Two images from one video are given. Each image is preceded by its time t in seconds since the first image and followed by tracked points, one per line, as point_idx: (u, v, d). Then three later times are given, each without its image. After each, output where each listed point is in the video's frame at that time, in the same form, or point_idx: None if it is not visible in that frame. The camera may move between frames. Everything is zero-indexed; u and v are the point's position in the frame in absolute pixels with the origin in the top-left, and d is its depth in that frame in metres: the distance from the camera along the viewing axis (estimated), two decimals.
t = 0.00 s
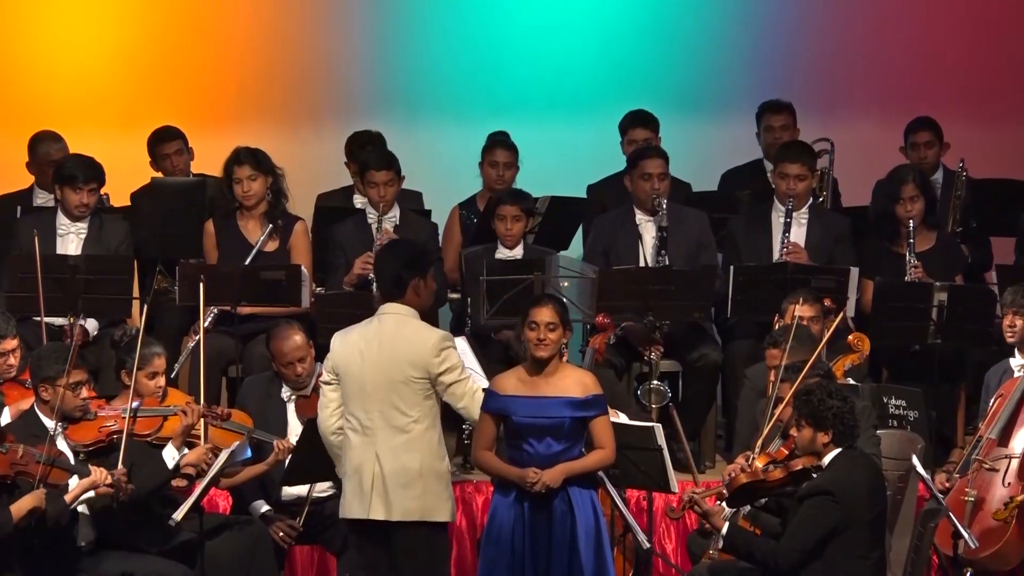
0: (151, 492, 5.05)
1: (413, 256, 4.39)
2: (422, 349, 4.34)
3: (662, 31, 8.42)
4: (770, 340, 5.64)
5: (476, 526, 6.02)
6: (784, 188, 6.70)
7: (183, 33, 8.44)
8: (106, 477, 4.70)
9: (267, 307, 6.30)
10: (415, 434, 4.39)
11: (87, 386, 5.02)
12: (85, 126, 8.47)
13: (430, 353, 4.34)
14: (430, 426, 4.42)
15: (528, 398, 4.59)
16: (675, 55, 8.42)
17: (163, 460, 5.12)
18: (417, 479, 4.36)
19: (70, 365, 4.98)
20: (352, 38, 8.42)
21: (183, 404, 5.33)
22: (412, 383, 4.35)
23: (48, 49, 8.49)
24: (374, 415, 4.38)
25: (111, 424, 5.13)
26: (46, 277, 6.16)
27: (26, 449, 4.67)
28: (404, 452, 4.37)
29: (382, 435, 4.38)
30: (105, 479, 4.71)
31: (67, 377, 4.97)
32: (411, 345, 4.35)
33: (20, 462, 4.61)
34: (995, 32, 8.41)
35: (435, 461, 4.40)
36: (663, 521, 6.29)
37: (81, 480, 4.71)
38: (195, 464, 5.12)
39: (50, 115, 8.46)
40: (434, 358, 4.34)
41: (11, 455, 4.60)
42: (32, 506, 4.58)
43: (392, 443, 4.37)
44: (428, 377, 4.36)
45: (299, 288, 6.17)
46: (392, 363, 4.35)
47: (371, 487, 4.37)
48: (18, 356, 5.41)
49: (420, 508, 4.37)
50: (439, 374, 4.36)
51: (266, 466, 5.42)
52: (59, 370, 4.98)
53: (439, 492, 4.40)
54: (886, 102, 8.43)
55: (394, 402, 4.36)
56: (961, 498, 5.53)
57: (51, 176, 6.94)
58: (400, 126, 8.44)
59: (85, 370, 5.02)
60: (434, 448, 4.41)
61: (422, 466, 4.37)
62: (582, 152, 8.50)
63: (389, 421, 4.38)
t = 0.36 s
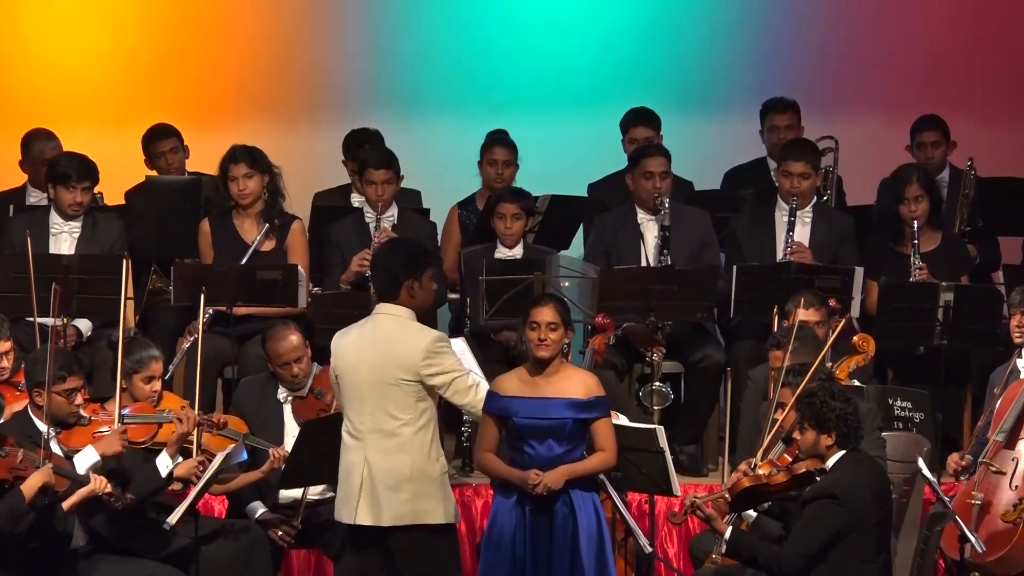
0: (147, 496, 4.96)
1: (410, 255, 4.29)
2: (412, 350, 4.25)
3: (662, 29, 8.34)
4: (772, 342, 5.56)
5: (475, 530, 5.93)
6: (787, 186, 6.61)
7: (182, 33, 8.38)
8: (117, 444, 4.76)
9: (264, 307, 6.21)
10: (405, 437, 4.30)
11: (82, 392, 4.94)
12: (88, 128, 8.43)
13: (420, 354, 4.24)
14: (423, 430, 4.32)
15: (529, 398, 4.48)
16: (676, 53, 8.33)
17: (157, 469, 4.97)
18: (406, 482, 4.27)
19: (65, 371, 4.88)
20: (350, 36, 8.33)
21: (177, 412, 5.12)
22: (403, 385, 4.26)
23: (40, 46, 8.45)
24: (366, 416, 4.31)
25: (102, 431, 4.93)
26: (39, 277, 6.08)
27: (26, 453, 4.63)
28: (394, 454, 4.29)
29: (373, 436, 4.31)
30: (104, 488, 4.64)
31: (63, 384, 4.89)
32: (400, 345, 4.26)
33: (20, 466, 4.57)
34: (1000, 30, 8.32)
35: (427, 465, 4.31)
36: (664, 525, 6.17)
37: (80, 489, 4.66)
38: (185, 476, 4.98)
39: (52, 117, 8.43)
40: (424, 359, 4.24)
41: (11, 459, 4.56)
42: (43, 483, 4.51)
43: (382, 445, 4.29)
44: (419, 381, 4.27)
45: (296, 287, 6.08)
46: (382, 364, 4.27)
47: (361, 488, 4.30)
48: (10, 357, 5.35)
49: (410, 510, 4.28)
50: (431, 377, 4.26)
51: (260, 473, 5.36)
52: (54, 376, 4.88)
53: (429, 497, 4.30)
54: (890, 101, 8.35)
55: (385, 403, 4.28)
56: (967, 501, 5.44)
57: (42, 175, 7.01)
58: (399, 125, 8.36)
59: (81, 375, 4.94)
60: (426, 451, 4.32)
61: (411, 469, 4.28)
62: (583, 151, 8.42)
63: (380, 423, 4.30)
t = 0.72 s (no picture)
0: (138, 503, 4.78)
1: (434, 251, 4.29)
2: (431, 349, 4.26)
3: (665, 24, 8.17)
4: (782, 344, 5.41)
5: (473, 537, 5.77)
6: (795, 185, 6.44)
7: (176, 29, 8.22)
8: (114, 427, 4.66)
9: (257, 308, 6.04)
10: (438, 433, 4.35)
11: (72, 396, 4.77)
12: (82, 128, 8.29)
13: (440, 353, 4.26)
14: (455, 425, 4.37)
15: (532, 400, 4.33)
16: (679, 47, 8.17)
17: (149, 474, 4.78)
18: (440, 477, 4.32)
19: (54, 375, 4.70)
20: (347, 31, 8.17)
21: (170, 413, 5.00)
22: (432, 381, 4.29)
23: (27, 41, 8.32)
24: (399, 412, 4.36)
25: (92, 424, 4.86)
26: (25, 276, 5.92)
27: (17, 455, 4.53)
28: (427, 450, 4.34)
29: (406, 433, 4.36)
30: (97, 488, 4.56)
31: (52, 388, 4.71)
32: (420, 346, 4.28)
33: (12, 467, 4.45)
34: (1011, 25, 8.15)
35: (460, 461, 4.35)
36: (669, 530, 5.96)
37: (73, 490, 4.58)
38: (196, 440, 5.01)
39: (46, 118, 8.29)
40: (444, 357, 4.26)
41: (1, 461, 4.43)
42: (42, 477, 4.42)
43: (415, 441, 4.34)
44: (448, 376, 4.30)
45: (290, 287, 5.92)
46: (405, 365, 4.31)
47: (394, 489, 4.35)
48: None
49: (445, 507, 4.32)
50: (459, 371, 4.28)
51: (254, 474, 5.16)
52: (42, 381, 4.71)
53: (464, 492, 4.34)
54: (900, 98, 8.19)
55: (417, 400, 4.32)
56: (980, 507, 5.27)
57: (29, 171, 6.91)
58: (396, 121, 8.20)
59: (71, 379, 4.76)
60: (459, 447, 4.36)
61: (442, 467, 4.32)
62: (584, 147, 8.26)
63: (412, 419, 4.35)
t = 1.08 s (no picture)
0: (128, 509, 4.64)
1: (490, 251, 4.36)
2: (487, 356, 4.33)
3: (667, 19, 8.04)
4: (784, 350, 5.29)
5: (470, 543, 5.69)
6: (801, 188, 6.31)
7: (170, 25, 8.11)
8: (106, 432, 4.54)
9: (251, 308, 5.93)
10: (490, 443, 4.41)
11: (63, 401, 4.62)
12: (77, 127, 8.16)
13: (495, 360, 4.33)
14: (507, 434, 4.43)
15: (540, 402, 4.18)
16: (681, 42, 8.04)
17: (141, 481, 4.65)
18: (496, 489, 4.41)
19: (45, 380, 4.56)
20: (344, 26, 8.06)
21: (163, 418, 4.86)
22: (483, 391, 4.35)
23: (16, 37, 8.18)
24: (452, 423, 4.42)
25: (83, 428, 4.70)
26: (14, 276, 5.81)
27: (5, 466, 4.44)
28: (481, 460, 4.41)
29: (461, 443, 4.42)
30: (83, 502, 4.41)
31: (43, 393, 4.57)
32: (476, 352, 4.34)
33: None
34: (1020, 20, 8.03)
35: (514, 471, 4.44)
36: (672, 536, 5.85)
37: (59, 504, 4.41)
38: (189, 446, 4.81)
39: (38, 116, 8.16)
40: (499, 365, 4.32)
41: None
42: (28, 491, 4.33)
43: (469, 452, 4.41)
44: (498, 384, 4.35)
45: (284, 288, 5.79)
46: (460, 370, 4.37)
47: (446, 494, 4.45)
48: None
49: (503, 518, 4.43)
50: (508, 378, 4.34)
51: (247, 479, 4.94)
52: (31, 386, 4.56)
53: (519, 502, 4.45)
54: (909, 95, 8.06)
55: (469, 410, 4.38)
56: (989, 512, 5.13)
57: (18, 168, 6.84)
58: (394, 117, 8.10)
59: (62, 384, 4.63)
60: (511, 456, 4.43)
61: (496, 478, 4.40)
62: (587, 144, 8.15)
63: (465, 430, 4.41)
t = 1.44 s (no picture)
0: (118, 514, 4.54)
1: (513, 245, 4.24)
2: (517, 352, 4.26)
3: (669, 16, 7.94)
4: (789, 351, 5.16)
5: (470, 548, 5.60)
6: (808, 186, 6.21)
7: (164, 20, 8.00)
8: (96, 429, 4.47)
9: (246, 308, 5.83)
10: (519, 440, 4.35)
11: (53, 404, 4.51)
12: (70, 124, 8.06)
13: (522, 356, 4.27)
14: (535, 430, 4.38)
15: (540, 404, 4.07)
16: (681, 37, 7.94)
17: (133, 486, 4.55)
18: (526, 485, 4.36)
19: (36, 383, 4.46)
20: (342, 22, 7.96)
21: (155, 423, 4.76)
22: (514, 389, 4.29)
23: (7, 33, 8.10)
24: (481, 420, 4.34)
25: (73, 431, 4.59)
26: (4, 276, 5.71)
27: None
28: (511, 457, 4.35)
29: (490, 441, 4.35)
30: (72, 502, 4.27)
31: (32, 396, 4.46)
32: (505, 348, 4.27)
33: None
34: None
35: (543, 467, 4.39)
36: (674, 541, 5.72)
37: (47, 504, 4.29)
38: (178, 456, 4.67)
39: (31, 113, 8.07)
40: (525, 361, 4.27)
41: None
42: (19, 486, 4.22)
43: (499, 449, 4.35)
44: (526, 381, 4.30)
45: (280, 288, 5.68)
46: (488, 368, 4.29)
47: (474, 492, 4.38)
48: None
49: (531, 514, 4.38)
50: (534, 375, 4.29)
51: (239, 487, 4.83)
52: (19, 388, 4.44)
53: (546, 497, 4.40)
54: (916, 93, 7.96)
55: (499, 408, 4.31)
56: (998, 517, 5.01)
57: (9, 166, 6.77)
58: (392, 114, 8.00)
59: (53, 387, 4.52)
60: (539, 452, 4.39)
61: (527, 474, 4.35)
62: (588, 141, 8.05)
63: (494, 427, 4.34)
